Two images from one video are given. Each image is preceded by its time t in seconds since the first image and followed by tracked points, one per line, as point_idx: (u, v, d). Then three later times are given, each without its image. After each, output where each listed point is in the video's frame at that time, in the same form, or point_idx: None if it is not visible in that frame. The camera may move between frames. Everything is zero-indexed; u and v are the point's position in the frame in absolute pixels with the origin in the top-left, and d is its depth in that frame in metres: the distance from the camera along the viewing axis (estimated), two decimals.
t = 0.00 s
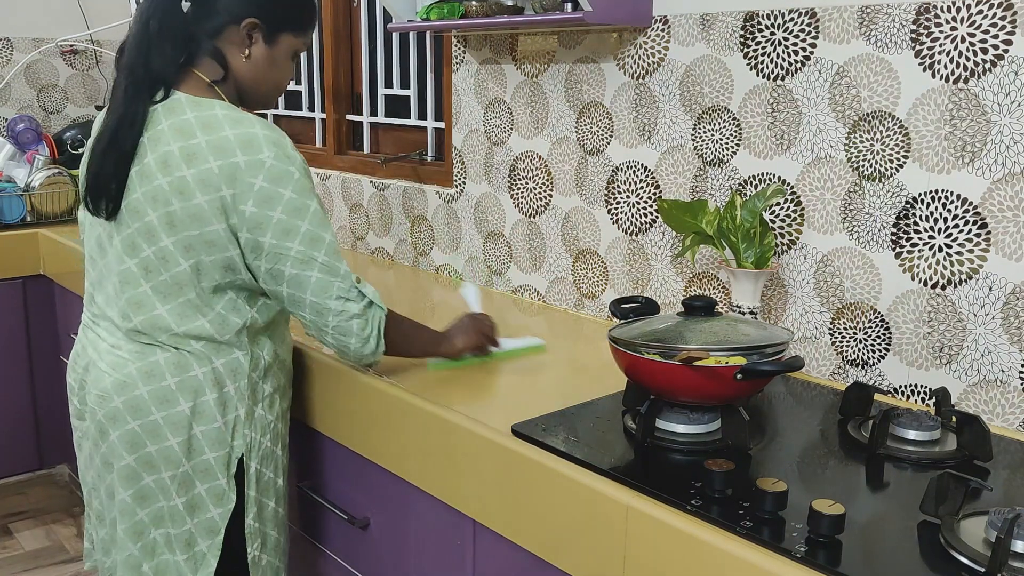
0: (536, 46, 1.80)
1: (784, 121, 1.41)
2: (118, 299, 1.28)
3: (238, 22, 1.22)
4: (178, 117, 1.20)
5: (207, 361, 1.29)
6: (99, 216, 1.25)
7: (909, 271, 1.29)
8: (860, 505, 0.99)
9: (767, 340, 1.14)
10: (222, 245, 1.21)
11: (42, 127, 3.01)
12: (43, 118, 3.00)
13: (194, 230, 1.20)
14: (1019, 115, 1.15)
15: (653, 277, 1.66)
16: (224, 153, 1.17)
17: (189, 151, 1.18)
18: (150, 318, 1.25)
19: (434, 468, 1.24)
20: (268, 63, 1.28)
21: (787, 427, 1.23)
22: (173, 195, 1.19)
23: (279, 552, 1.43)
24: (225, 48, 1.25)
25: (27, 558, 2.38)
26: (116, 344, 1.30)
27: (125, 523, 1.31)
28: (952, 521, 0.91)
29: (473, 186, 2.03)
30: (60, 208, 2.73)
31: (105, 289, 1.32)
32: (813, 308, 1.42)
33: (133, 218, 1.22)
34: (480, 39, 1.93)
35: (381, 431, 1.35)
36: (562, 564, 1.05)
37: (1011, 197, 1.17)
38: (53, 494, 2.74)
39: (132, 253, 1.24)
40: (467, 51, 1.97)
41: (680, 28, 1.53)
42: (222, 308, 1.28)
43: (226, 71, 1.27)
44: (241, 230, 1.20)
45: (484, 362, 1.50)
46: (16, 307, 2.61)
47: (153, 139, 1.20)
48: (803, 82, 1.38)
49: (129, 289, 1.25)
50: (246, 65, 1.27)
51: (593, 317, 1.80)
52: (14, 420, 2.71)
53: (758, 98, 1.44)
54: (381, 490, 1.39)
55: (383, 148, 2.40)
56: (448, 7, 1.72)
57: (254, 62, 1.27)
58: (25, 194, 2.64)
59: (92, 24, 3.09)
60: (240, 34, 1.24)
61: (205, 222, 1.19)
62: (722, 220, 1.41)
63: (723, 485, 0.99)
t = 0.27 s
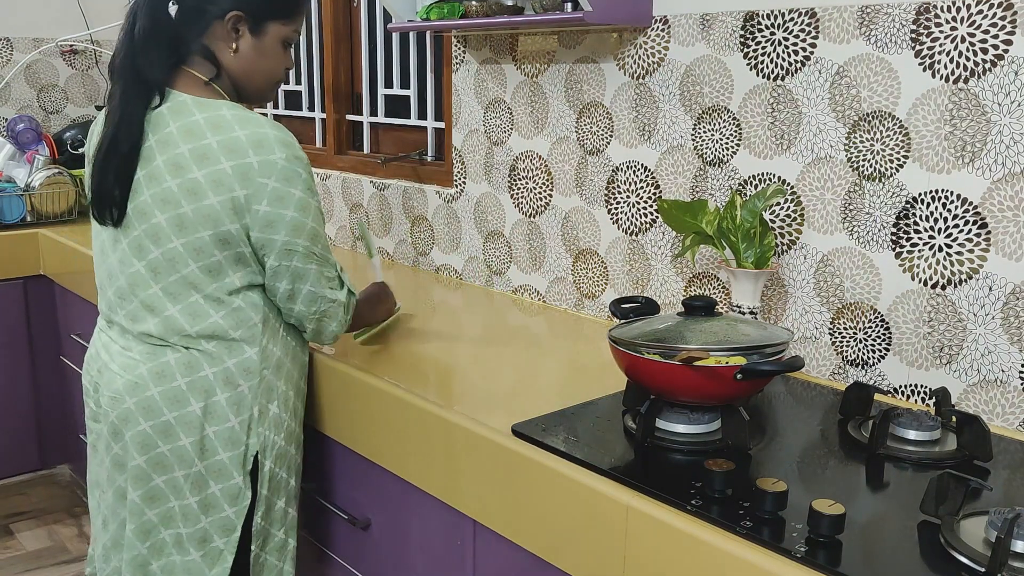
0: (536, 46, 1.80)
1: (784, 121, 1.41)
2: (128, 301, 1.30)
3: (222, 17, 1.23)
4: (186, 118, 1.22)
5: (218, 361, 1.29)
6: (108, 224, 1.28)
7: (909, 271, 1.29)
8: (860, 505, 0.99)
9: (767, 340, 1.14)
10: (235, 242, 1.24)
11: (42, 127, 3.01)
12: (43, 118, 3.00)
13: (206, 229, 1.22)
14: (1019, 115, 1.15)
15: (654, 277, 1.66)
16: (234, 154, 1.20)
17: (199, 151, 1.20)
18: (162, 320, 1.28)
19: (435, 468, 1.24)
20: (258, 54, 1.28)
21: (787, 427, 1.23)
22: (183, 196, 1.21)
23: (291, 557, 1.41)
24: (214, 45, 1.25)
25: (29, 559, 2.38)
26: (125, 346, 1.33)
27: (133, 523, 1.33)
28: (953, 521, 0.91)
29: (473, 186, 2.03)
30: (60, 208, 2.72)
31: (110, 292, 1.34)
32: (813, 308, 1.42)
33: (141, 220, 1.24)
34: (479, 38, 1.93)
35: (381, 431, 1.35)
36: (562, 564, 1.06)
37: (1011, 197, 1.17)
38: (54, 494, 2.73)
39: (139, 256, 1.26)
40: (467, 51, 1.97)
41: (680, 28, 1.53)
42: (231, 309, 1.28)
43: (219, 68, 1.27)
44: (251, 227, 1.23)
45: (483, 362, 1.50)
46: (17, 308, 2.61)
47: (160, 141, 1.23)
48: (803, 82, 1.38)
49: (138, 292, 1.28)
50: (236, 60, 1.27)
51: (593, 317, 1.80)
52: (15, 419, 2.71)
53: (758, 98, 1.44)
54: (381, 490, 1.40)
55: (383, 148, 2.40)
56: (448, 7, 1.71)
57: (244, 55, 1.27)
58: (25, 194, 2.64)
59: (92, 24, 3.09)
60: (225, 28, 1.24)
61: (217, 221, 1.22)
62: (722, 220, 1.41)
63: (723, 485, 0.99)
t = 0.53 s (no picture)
0: (536, 46, 1.80)
1: (784, 121, 1.41)
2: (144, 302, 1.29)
3: (239, 18, 1.21)
4: (209, 117, 1.19)
5: (263, 357, 1.31)
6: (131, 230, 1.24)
7: (909, 271, 1.29)
8: (860, 505, 0.99)
9: (767, 340, 1.14)
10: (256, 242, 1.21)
11: (42, 127, 3.01)
12: (43, 117, 3.00)
13: (226, 227, 1.19)
14: (1019, 115, 1.15)
15: (654, 277, 1.66)
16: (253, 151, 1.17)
17: (221, 150, 1.17)
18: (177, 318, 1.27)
19: (435, 468, 1.24)
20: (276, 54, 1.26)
21: (787, 427, 1.23)
22: (205, 195, 1.18)
23: (318, 545, 1.48)
24: (233, 46, 1.23)
25: (29, 558, 2.38)
26: (160, 346, 1.30)
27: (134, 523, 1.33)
28: (952, 521, 0.91)
29: (473, 186, 2.03)
30: (60, 208, 2.72)
31: (134, 294, 1.31)
32: (813, 308, 1.42)
33: (166, 218, 1.21)
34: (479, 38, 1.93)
35: (381, 431, 1.35)
36: (563, 565, 1.05)
37: (1011, 197, 1.18)
38: (54, 494, 2.74)
39: (169, 255, 1.23)
40: (467, 51, 1.97)
41: (680, 28, 1.53)
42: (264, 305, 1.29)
43: (240, 69, 1.25)
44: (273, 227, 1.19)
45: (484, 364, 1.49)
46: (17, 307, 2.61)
47: (183, 141, 1.19)
48: (803, 83, 1.38)
49: (173, 289, 1.25)
50: (255, 60, 1.25)
51: (593, 317, 1.80)
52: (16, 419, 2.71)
53: (758, 98, 1.44)
54: (381, 490, 1.40)
55: (383, 148, 2.40)
56: (448, 7, 1.71)
57: (262, 55, 1.25)
58: (25, 194, 2.64)
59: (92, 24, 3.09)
60: (243, 29, 1.22)
61: (237, 220, 1.19)
62: (722, 220, 1.41)
63: (723, 485, 0.99)
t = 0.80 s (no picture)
0: (536, 46, 1.80)
1: (784, 121, 1.41)
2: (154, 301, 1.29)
3: (288, 27, 1.22)
4: (258, 123, 1.18)
5: (281, 355, 1.31)
6: (166, 229, 1.23)
7: (909, 271, 1.29)
8: (860, 505, 0.99)
9: (767, 340, 1.14)
10: (295, 250, 1.21)
11: (42, 127, 3.01)
12: (43, 117, 3.00)
13: (270, 233, 1.19)
14: (1019, 115, 1.15)
15: (654, 277, 1.66)
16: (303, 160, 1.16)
17: (271, 157, 1.16)
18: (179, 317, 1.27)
19: (435, 468, 1.24)
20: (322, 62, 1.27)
21: (787, 427, 1.23)
22: (253, 199, 1.17)
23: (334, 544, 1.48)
24: (281, 54, 1.24)
25: (29, 558, 2.38)
26: (178, 341, 1.29)
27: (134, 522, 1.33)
28: (952, 521, 0.91)
29: (473, 186, 2.03)
30: (60, 208, 2.72)
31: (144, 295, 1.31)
32: (813, 308, 1.42)
33: (207, 219, 1.20)
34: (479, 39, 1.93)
35: (382, 430, 1.35)
36: (563, 564, 1.05)
37: (1010, 197, 1.18)
38: (54, 494, 2.74)
39: (205, 253, 1.22)
40: (467, 51, 1.97)
41: (680, 28, 1.53)
42: (290, 307, 1.29)
43: (287, 77, 1.26)
44: (319, 236, 1.19)
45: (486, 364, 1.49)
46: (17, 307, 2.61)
47: (231, 143, 1.18)
48: (803, 83, 1.38)
49: (203, 287, 1.25)
50: (302, 68, 1.26)
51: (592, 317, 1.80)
52: (15, 419, 2.71)
53: (758, 98, 1.44)
54: (381, 490, 1.40)
55: (383, 148, 2.40)
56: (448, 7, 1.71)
57: (309, 63, 1.26)
58: (25, 194, 2.64)
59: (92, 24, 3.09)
60: (292, 37, 1.23)
61: (282, 227, 1.18)
62: (722, 220, 1.41)
63: (723, 485, 0.99)
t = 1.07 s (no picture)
0: (536, 46, 1.80)
1: (784, 121, 1.41)
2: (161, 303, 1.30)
3: (309, 32, 1.28)
4: (284, 125, 1.23)
5: (291, 354, 1.32)
6: (187, 228, 1.25)
7: (909, 271, 1.29)
8: (860, 505, 0.99)
9: (767, 339, 1.14)
10: (314, 251, 1.25)
11: (42, 127, 3.01)
12: (43, 117, 3.00)
13: (298, 235, 1.24)
14: (1019, 115, 1.15)
15: (654, 277, 1.66)
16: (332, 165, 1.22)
17: (300, 159, 1.22)
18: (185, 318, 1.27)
19: (435, 467, 1.24)
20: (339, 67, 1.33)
21: (787, 427, 1.23)
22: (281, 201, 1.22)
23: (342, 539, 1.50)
24: (301, 58, 1.30)
25: (28, 559, 2.38)
26: (187, 338, 1.30)
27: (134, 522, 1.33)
28: (952, 521, 0.91)
29: (473, 186, 2.03)
30: (60, 208, 2.72)
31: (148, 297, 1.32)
32: (813, 308, 1.42)
33: (230, 219, 1.23)
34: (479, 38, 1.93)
35: (382, 430, 1.35)
36: (563, 565, 1.06)
37: (1011, 197, 1.18)
38: (54, 494, 2.73)
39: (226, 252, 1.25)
40: (467, 51, 1.97)
41: (680, 28, 1.53)
42: (309, 309, 1.32)
43: (306, 80, 1.31)
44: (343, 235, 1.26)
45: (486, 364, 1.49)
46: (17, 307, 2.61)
47: (256, 144, 1.22)
48: (803, 83, 1.38)
49: (220, 286, 1.27)
50: (321, 73, 1.32)
51: (592, 317, 1.80)
52: (15, 419, 2.71)
53: (758, 98, 1.44)
54: (381, 490, 1.40)
55: (383, 148, 2.40)
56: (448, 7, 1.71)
57: (328, 68, 1.32)
58: (25, 194, 2.64)
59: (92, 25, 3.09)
60: (313, 43, 1.29)
61: (309, 228, 1.24)
62: (722, 220, 1.41)
63: (723, 485, 0.99)
